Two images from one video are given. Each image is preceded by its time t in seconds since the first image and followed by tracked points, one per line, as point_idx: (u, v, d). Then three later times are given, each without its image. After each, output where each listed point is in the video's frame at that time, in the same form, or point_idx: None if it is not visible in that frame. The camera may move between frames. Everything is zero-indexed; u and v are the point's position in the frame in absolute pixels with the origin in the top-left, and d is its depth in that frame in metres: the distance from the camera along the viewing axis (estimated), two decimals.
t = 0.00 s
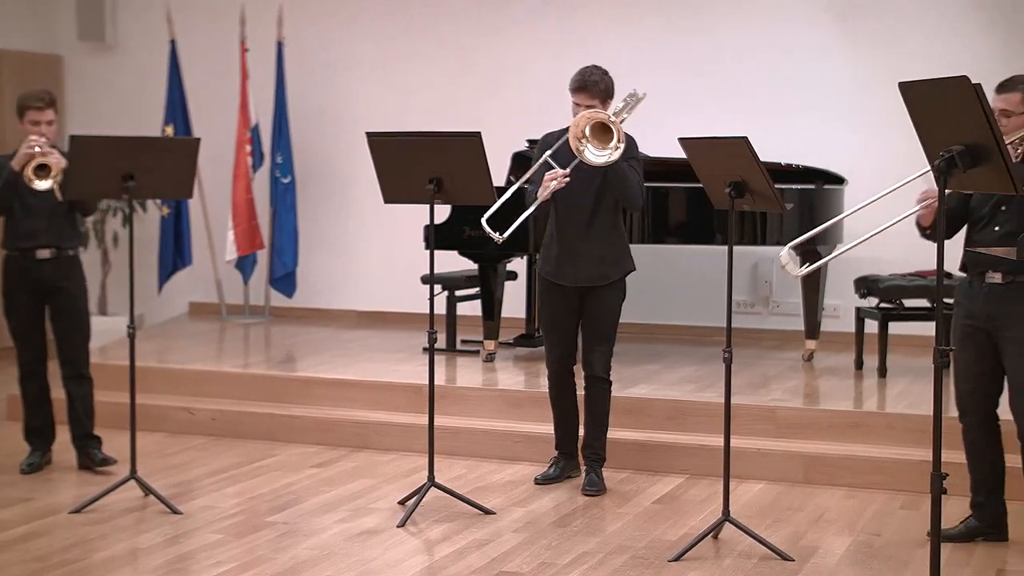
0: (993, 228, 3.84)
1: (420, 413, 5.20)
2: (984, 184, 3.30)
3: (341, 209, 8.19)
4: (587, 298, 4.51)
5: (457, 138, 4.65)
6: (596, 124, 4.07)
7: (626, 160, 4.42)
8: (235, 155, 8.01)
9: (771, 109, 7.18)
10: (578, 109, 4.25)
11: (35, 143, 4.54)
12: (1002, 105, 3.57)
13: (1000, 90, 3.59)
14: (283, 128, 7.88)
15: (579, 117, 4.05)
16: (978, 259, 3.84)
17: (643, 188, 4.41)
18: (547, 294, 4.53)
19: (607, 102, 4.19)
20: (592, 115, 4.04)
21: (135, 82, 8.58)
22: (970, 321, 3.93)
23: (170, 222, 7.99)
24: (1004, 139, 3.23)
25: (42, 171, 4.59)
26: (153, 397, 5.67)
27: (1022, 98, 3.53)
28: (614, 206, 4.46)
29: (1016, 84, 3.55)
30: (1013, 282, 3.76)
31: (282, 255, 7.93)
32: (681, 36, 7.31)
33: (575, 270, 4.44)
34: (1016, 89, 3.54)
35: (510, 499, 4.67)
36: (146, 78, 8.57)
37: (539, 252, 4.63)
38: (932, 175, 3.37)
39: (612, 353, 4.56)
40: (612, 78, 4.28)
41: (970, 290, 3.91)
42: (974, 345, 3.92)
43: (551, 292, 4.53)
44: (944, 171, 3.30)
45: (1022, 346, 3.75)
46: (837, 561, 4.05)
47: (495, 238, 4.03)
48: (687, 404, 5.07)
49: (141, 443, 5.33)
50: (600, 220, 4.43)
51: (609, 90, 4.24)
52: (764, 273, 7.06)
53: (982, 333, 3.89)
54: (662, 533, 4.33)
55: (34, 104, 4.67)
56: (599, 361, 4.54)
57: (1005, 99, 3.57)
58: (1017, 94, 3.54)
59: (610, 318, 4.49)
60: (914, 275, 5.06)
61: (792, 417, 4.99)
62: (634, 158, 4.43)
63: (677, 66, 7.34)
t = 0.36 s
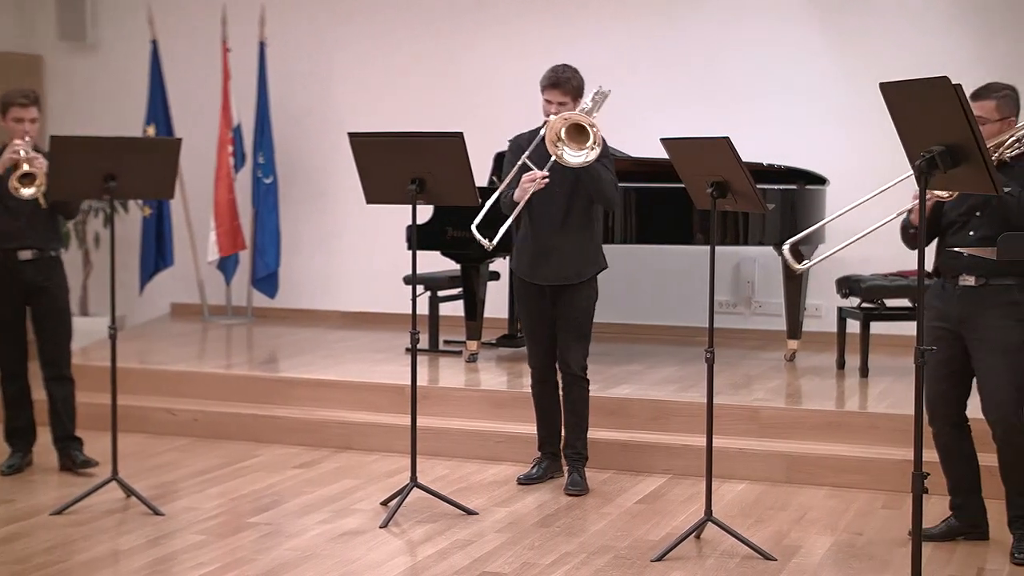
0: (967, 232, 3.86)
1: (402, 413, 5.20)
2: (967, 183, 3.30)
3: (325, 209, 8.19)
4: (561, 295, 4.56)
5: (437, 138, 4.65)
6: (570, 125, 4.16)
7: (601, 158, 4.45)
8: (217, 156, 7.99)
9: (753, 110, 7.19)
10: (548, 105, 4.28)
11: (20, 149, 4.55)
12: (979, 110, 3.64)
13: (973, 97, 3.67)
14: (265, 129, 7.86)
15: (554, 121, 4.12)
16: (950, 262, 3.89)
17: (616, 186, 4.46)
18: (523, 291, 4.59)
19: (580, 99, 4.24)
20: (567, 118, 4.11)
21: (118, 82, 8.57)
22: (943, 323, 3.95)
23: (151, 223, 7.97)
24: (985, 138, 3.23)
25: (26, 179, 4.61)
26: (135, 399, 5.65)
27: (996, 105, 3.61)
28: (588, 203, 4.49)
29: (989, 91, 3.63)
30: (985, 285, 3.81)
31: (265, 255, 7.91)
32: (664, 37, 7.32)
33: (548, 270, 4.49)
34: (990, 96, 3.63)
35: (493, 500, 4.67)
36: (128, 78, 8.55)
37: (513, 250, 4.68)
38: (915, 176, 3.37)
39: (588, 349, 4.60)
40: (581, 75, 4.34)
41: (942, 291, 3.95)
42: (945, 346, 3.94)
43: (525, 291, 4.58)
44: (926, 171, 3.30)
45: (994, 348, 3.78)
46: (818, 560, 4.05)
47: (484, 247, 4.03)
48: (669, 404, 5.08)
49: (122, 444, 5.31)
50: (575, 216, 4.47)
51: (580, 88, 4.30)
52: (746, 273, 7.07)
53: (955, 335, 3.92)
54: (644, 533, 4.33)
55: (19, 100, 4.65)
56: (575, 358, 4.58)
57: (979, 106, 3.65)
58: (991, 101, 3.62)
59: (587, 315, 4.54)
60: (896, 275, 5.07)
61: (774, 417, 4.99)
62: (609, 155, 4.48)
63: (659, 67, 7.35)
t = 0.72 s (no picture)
0: (944, 233, 3.88)
1: (385, 414, 5.19)
2: (946, 183, 3.32)
3: (308, 211, 8.18)
4: (537, 295, 4.57)
5: (419, 139, 4.64)
6: (549, 123, 4.19)
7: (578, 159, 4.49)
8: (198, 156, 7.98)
9: (735, 110, 7.21)
10: (528, 105, 4.31)
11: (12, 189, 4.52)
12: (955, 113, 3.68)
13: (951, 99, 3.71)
14: (246, 129, 7.86)
15: (533, 118, 4.16)
16: (927, 263, 3.90)
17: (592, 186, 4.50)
18: (500, 292, 4.61)
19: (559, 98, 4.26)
20: (548, 113, 4.14)
21: (99, 83, 8.54)
22: (920, 324, 3.97)
23: (132, 224, 7.96)
24: (964, 139, 3.24)
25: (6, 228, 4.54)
26: (115, 399, 5.64)
27: (972, 106, 3.65)
28: (564, 202, 4.53)
29: (966, 92, 3.67)
30: (962, 285, 3.83)
31: (246, 256, 7.91)
32: (647, 36, 7.33)
33: (523, 267, 4.51)
34: (966, 97, 3.67)
35: (475, 500, 4.67)
36: (108, 78, 8.53)
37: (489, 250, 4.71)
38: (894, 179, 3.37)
39: (566, 349, 4.61)
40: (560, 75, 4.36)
41: (919, 292, 3.96)
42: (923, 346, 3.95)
43: (502, 290, 4.61)
44: (905, 171, 3.31)
45: (972, 348, 3.80)
46: (800, 559, 4.06)
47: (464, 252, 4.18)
48: (650, 404, 5.08)
49: (104, 445, 5.30)
50: (550, 215, 4.51)
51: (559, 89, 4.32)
52: (728, 273, 7.08)
53: (933, 336, 3.94)
54: (626, 533, 4.33)
55: (12, 97, 4.64)
56: (552, 358, 4.59)
57: (956, 108, 3.69)
58: (967, 102, 3.66)
59: (562, 315, 4.55)
60: (877, 275, 5.08)
61: (755, 417, 5.00)
62: (585, 157, 4.52)
63: (643, 67, 7.36)
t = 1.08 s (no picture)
0: (920, 237, 3.88)
1: (363, 414, 5.19)
2: (924, 185, 3.32)
3: (290, 212, 8.16)
4: (516, 295, 4.59)
5: (396, 139, 4.64)
6: (531, 109, 4.22)
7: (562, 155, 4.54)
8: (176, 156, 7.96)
9: (715, 110, 7.22)
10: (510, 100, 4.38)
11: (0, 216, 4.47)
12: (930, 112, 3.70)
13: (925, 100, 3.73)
14: (224, 129, 7.83)
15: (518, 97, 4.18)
16: (906, 266, 3.92)
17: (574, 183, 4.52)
18: (479, 292, 4.61)
19: (541, 93, 4.35)
20: (534, 99, 4.17)
21: (78, 83, 8.50)
22: (897, 324, 3.98)
23: (110, 224, 7.93)
24: (941, 141, 3.24)
25: None
26: (92, 400, 5.62)
27: (946, 107, 3.67)
28: (545, 199, 4.55)
29: (940, 93, 3.70)
30: (940, 287, 3.84)
31: (225, 257, 7.89)
32: (626, 36, 7.33)
33: (503, 264, 4.52)
34: (939, 98, 3.69)
35: (454, 501, 4.67)
36: (86, 78, 8.49)
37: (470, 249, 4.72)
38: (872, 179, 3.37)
39: (545, 352, 4.62)
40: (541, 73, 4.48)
41: (898, 293, 3.97)
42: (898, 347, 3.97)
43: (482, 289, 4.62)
44: (882, 173, 3.31)
45: (949, 350, 3.82)
46: (778, 559, 4.07)
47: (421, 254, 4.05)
48: (629, 404, 5.08)
49: (82, 446, 5.29)
50: (531, 212, 4.53)
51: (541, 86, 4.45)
52: (707, 273, 7.10)
53: (909, 336, 3.95)
54: (605, 533, 4.34)
55: (10, 97, 4.61)
56: (532, 360, 4.61)
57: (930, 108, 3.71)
58: (941, 103, 3.68)
59: (540, 314, 4.56)
60: (855, 275, 5.09)
61: (733, 417, 5.01)
62: (568, 154, 4.56)
63: (623, 68, 7.36)
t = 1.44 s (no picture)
0: (900, 233, 3.91)
1: (339, 416, 5.18)
2: (899, 185, 3.34)
3: (268, 213, 8.15)
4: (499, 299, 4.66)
5: (373, 138, 4.63)
6: (513, 112, 4.23)
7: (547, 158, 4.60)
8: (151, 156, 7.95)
9: (692, 111, 7.28)
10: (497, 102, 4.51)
11: None
12: (913, 106, 3.72)
13: (912, 94, 3.74)
14: (200, 130, 7.84)
15: (499, 102, 4.19)
16: (885, 262, 3.92)
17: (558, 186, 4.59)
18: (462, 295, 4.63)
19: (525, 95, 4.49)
20: (512, 102, 4.19)
21: (54, 84, 8.46)
22: (875, 323, 3.99)
23: (84, 225, 7.91)
24: (916, 141, 3.26)
25: None
26: (66, 402, 5.60)
27: (932, 101, 3.68)
28: (530, 202, 4.61)
29: (927, 89, 3.71)
30: (918, 285, 3.85)
31: (200, 257, 7.89)
32: (604, 36, 7.38)
33: (488, 267, 4.57)
34: (927, 93, 3.70)
35: (431, 501, 4.67)
36: (61, 79, 8.46)
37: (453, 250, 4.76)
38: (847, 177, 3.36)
39: (527, 356, 4.71)
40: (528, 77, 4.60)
41: (875, 291, 3.97)
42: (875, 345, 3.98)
43: (466, 290, 4.66)
44: (858, 173, 3.32)
45: (926, 350, 3.83)
46: (754, 559, 4.08)
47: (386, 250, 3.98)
48: (605, 404, 5.09)
49: (56, 449, 5.26)
50: (514, 217, 4.58)
51: (525, 88, 4.56)
52: (683, 273, 7.11)
53: (887, 335, 3.96)
54: (581, 533, 4.34)
55: None
56: (513, 364, 4.69)
57: (916, 102, 3.72)
58: (927, 97, 3.69)
59: (523, 318, 4.64)
60: (830, 275, 5.10)
61: (709, 417, 5.01)
62: (553, 157, 4.62)
63: (601, 68, 7.40)
